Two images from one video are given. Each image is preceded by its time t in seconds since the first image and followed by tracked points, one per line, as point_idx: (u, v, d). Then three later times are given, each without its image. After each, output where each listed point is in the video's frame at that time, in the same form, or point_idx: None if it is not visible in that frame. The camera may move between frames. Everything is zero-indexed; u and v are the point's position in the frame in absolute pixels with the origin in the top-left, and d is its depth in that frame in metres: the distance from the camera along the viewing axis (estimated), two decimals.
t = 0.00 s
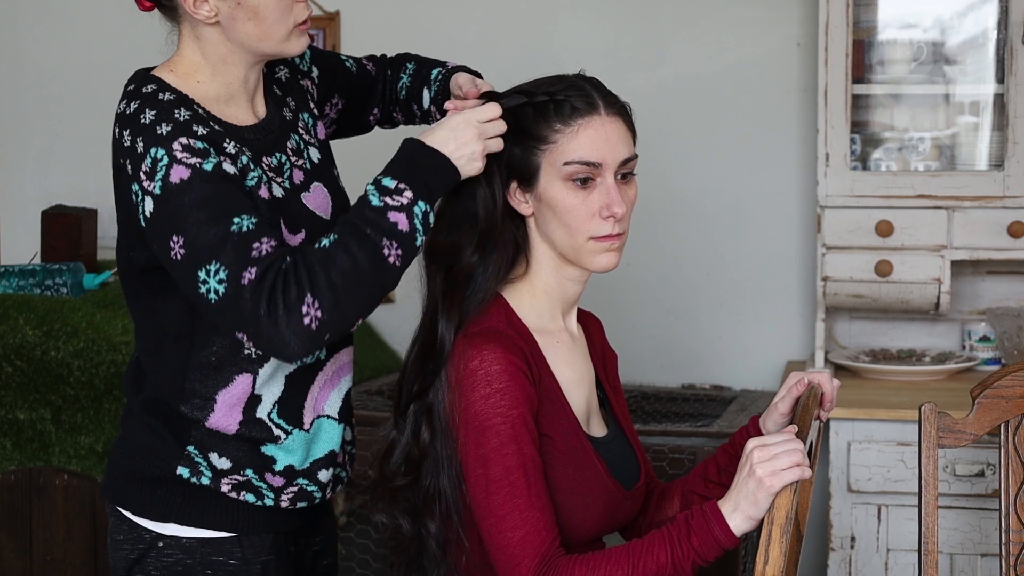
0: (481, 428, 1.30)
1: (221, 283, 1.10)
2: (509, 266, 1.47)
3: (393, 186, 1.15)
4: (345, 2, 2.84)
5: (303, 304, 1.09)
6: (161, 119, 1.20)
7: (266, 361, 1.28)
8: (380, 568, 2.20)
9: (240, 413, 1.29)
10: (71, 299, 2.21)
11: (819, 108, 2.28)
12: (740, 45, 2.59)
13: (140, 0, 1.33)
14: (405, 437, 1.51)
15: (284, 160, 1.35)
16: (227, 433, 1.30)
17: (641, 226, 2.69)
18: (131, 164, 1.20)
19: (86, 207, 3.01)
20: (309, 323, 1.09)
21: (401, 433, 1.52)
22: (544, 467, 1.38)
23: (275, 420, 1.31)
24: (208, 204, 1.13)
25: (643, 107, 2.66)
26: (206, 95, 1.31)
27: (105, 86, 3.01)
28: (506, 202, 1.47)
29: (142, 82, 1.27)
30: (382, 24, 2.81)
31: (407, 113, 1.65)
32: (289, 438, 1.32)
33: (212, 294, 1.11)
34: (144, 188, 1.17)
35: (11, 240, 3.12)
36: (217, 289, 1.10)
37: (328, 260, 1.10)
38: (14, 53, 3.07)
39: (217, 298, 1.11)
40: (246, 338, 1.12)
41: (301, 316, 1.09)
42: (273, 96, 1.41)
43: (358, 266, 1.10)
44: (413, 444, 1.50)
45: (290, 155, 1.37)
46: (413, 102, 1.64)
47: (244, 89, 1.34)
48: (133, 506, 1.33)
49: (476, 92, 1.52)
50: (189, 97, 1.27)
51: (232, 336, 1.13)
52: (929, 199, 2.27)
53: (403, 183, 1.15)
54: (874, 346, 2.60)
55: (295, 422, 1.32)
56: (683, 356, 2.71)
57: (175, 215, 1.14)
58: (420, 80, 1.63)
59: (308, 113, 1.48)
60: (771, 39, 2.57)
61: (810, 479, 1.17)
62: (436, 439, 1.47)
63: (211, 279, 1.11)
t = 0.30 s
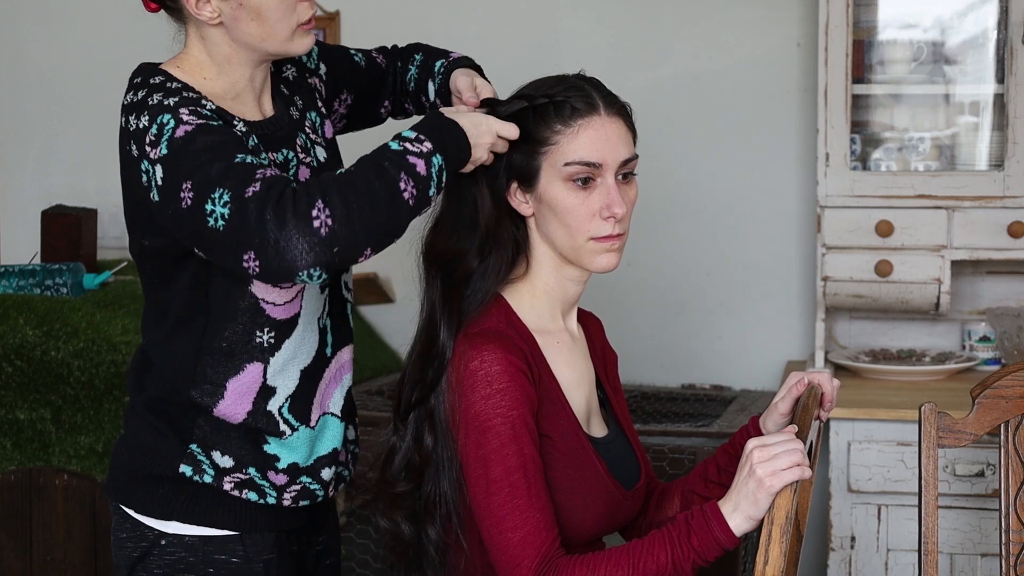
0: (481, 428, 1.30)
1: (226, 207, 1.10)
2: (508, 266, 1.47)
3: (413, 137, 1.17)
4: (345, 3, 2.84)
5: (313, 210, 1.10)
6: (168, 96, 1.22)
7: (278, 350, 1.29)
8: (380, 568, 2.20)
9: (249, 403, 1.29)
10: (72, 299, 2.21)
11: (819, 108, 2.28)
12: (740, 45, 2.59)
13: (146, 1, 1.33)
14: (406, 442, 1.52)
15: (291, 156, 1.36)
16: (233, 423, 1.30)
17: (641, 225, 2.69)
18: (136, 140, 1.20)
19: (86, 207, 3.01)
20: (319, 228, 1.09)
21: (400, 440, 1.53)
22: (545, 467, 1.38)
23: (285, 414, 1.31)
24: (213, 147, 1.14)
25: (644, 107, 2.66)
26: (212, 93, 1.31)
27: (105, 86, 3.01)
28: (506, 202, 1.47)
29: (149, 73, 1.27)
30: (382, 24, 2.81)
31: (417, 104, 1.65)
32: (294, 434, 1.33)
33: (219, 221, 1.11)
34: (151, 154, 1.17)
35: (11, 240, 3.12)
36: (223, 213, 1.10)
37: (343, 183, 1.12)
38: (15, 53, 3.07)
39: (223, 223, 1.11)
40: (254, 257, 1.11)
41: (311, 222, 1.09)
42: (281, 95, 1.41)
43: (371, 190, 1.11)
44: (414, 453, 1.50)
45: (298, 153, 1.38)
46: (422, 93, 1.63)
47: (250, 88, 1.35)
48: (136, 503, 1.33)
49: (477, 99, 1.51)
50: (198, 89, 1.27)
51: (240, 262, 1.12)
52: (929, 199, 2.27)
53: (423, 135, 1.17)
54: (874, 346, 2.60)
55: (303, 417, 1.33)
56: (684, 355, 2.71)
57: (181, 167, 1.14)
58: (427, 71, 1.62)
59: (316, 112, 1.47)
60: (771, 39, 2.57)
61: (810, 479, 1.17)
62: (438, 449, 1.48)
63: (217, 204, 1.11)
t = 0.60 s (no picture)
0: (481, 429, 1.30)
1: (225, 227, 1.11)
2: (508, 268, 1.47)
3: (419, 144, 1.15)
4: (345, 2, 2.84)
5: (308, 236, 1.09)
6: (173, 103, 1.21)
7: (283, 354, 1.29)
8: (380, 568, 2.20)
9: (254, 406, 1.29)
10: (71, 299, 2.21)
11: (819, 108, 2.28)
12: (740, 45, 2.59)
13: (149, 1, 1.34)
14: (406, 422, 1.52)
15: (294, 158, 1.36)
16: (238, 426, 1.30)
17: (642, 225, 2.69)
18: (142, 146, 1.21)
19: (86, 207, 3.01)
20: (313, 256, 1.08)
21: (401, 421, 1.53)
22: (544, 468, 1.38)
23: (289, 415, 1.31)
24: (215, 160, 1.14)
25: (644, 107, 2.66)
26: (215, 94, 1.31)
27: (105, 86, 3.01)
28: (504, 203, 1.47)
29: (154, 76, 1.27)
30: (382, 24, 2.81)
31: (419, 102, 1.66)
32: (299, 434, 1.33)
33: (218, 242, 1.11)
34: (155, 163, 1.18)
35: (11, 240, 3.12)
36: (222, 234, 1.11)
37: (341, 201, 1.10)
38: (14, 53, 3.07)
39: (222, 243, 1.11)
40: (252, 281, 1.11)
41: (305, 247, 1.08)
42: (283, 96, 1.41)
43: (369, 207, 1.09)
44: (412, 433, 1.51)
45: (301, 154, 1.38)
46: (425, 90, 1.64)
47: (253, 90, 1.34)
48: (142, 503, 1.33)
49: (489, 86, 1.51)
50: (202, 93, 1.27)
51: (240, 284, 1.12)
52: (929, 199, 2.27)
53: (429, 141, 1.15)
54: (874, 346, 2.60)
55: (307, 418, 1.33)
56: (684, 355, 2.71)
57: (183, 180, 1.15)
58: (431, 67, 1.63)
59: (318, 112, 1.47)
60: (771, 39, 2.57)
61: (810, 480, 1.17)
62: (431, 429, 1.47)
63: (217, 224, 1.11)
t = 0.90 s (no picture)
0: (481, 429, 1.30)
1: (256, 266, 1.13)
2: (507, 266, 1.47)
3: (432, 159, 1.18)
4: (345, 2, 2.84)
5: (344, 278, 1.12)
6: (176, 116, 1.20)
7: (281, 357, 1.29)
8: (380, 568, 2.19)
9: (251, 410, 1.29)
10: (71, 299, 2.22)
11: (819, 108, 2.28)
12: (740, 45, 2.59)
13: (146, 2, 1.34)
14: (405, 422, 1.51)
15: (295, 160, 1.35)
16: (238, 429, 1.30)
17: (642, 225, 2.69)
18: (148, 161, 1.20)
19: (87, 207, 3.01)
20: (351, 298, 1.12)
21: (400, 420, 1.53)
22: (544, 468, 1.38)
23: (286, 417, 1.31)
24: (234, 192, 1.15)
25: (644, 107, 2.66)
26: (214, 96, 1.30)
27: (105, 86, 3.01)
28: (505, 203, 1.47)
29: (154, 81, 1.27)
30: (382, 24, 2.81)
31: (417, 102, 1.64)
32: (299, 435, 1.32)
33: (249, 278, 1.14)
34: (166, 185, 1.17)
35: (11, 240, 3.12)
36: (253, 272, 1.13)
37: (369, 233, 1.13)
38: (15, 53, 3.07)
39: (255, 282, 1.13)
40: (288, 317, 1.15)
41: (343, 290, 1.12)
42: (282, 96, 1.41)
43: (399, 240, 1.13)
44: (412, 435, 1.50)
45: (300, 155, 1.37)
46: (422, 90, 1.62)
47: (252, 90, 1.34)
48: (142, 503, 1.33)
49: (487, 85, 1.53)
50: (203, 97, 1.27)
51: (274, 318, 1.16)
52: (929, 199, 2.27)
53: (443, 156, 1.18)
54: (874, 346, 2.60)
55: (305, 418, 1.33)
56: (684, 355, 2.71)
57: (199, 208, 1.15)
58: (429, 67, 1.62)
59: (317, 112, 1.47)
60: (771, 39, 2.57)
61: (810, 479, 1.17)
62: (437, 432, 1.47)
63: (247, 263, 1.13)
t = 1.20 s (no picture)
0: (481, 429, 1.30)
1: (236, 247, 1.12)
2: (507, 268, 1.47)
3: (424, 158, 1.16)
4: (345, 2, 2.84)
5: (320, 261, 1.10)
6: (175, 107, 1.21)
7: (286, 356, 1.29)
8: (380, 568, 2.19)
9: (259, 408, 1.29)
10: (71, 299, 2.21)
11: (819, 108, 2.28)
12: (740, 45, 2.59)
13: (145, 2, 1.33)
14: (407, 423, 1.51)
15: (295, 158, 1.36)
16: (245, 428, 1.30)
17: (643, 225, 2.69)
18: (145, 152, 1.20)
19: (87, 207, 3.01)
20: (325, 280, 1.10)
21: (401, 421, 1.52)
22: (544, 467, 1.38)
23: (293, 416, 1.31)
24: (221, 176, 1.14)
25: (644, 107, 2.66)
26: (216, 94, 1.31)
27: (104, 86, 3.01)
28: (505, 203, 1.47)
29: (156, 77, 1.27)
30: (382, 24, 2.81)
31: (417, 103, 1.65)
32: (305, 434, 1.32)
33: (229, 260, 1.12)
34: (158, 173, 1.18)
35: (11, 240, 3.13)
36: (233, 253, 1.12)
37: (350, 221, 1.12)
38: (15, 53, 3.07)
39: (233, 264, 1.12)
40: (263, 301, 1.13)
41: (318, 273, 1.10)
42: (283, 96, 1.41)
43: (380, 230, 1.11)
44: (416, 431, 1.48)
45: (301, 153, 1.38)
46: (422, 91, 1.64)
47: (253, 89, 1.34)
48: (148, 504, 1.33)
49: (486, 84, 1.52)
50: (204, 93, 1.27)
51: (250, 303, 1.14)
52: (929, 199, 2.27)
53: (435, 156, 1.17)
54: (874, 346, 2.60)
55: (311, 418, 1.33)
56: (685, 355, 2.71)
57: (188, 192, 1.15)
58: (428, 67, 1.63)
59: (317, 112, 1.47)
60: (771, 39, 2.57)
61: (810, 479, 1.17)
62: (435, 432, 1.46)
63: (227, 244, 1.12)
